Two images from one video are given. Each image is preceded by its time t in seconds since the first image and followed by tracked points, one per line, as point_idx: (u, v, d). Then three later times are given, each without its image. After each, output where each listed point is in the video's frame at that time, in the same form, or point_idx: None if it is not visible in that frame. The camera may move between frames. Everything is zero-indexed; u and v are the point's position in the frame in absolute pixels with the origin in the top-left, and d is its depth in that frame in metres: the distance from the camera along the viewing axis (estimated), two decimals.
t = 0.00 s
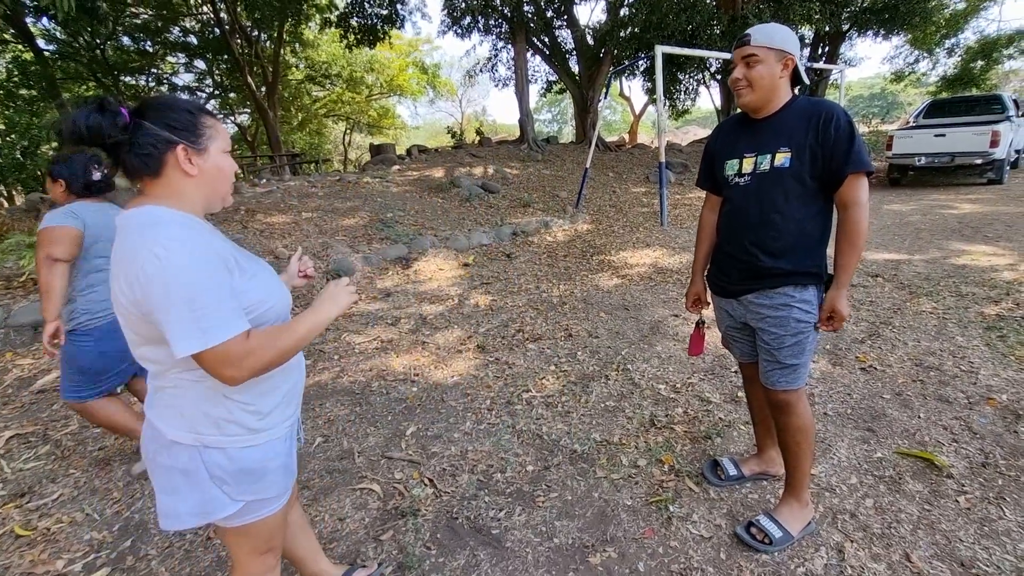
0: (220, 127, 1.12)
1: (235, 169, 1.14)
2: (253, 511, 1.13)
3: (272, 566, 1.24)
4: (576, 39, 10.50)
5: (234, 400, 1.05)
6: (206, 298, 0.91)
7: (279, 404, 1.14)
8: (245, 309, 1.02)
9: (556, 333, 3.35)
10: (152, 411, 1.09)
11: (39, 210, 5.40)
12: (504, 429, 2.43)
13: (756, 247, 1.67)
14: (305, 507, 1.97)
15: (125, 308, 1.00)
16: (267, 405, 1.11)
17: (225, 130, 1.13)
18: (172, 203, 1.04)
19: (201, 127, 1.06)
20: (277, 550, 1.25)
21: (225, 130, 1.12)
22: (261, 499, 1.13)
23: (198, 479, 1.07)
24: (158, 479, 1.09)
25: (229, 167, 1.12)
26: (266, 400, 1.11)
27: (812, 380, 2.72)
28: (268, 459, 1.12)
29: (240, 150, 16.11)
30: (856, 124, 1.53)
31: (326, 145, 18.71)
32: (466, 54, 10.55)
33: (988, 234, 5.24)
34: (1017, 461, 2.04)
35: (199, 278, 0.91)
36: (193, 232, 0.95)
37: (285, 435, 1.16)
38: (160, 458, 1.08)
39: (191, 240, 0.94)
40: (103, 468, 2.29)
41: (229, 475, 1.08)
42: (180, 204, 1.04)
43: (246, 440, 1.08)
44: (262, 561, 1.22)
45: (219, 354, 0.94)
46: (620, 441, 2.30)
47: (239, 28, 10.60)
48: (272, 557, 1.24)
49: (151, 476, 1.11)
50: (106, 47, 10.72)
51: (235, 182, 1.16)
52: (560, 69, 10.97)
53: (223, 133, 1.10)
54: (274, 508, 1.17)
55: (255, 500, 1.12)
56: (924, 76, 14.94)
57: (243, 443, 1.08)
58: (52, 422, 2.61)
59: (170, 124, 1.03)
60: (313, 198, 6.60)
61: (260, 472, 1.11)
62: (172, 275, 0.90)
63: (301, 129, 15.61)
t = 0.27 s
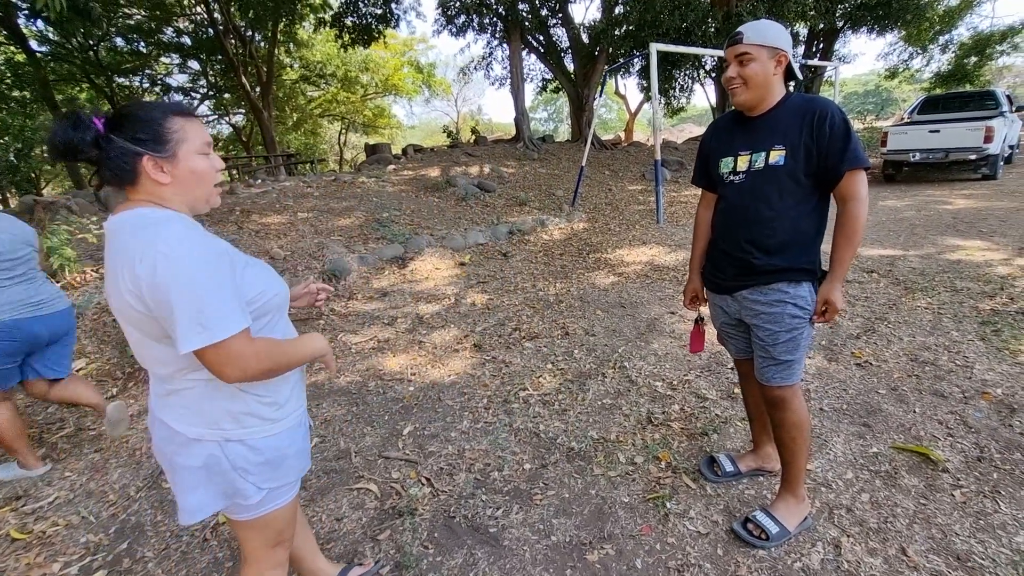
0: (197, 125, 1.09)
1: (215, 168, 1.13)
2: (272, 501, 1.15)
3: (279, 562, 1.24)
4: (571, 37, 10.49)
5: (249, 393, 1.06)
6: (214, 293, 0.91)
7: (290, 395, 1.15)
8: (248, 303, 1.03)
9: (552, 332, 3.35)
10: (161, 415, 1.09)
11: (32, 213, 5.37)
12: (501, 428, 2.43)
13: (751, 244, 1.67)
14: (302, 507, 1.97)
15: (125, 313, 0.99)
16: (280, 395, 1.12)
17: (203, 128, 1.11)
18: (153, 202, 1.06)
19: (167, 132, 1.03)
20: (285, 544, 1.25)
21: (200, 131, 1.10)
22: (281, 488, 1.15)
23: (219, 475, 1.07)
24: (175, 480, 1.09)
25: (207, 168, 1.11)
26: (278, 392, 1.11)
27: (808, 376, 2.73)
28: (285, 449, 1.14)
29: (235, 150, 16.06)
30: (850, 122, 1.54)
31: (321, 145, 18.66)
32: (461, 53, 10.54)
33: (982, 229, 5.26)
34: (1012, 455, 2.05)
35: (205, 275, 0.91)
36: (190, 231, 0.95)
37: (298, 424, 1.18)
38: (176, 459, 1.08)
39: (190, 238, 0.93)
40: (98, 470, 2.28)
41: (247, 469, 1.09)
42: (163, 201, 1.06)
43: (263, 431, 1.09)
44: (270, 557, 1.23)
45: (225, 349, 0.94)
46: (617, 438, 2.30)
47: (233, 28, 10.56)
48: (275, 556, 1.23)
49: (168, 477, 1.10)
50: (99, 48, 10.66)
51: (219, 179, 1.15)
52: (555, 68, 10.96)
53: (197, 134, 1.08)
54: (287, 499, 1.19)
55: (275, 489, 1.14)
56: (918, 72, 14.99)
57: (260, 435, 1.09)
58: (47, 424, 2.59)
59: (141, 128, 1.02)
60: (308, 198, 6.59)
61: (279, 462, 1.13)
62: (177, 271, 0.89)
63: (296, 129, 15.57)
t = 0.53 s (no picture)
0: (167, 126, 1.04)
1: (189, 172, 1.08)
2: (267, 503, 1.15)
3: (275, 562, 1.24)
4: (567, 36, 10.49)
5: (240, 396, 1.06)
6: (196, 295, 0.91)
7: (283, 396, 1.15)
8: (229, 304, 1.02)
9: (549, 331, 3.36)
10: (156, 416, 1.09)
11: (26, 213, 5.33)
12: (497, 427, 2.43)
13: (747, 243, 1.68)
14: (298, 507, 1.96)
15: (111, 320, 0.99)
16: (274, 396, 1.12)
17: (175, 129, 1.06)
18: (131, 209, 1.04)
19: (124, 138, 0.99)
20: (280, 545, 1.25)
21: (171, 135, 1.05)
22: (277, 490, 1.15)
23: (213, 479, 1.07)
24: (171, 481, 1.10)
25: (177, 172, 1.05)
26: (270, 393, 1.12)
27: (803, 374, 2.74)
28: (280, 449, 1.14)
29: (231, 150, 16.01)
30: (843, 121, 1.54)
31: (317, 145, 18.60)
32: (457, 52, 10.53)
33: (976, 227, 5.29)
34: (1005, 451, 2.06)
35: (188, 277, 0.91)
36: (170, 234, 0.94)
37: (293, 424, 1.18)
38: (170, 461, 1.09)
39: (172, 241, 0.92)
40: (93, 472, 2.27)
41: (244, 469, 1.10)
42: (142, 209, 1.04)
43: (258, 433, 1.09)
44: (263, 559, 1.22)
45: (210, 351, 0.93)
46: (614, 437, 2.31)
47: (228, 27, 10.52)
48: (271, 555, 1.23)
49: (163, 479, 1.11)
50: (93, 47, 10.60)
51: (198, 183, 1.10)
52: (551, 67, 10.96)
53: (162, 136, 1.03)
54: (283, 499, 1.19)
55: (271, 490, 1.14)
56: (913, 71, 15.06)
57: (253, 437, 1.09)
58: (41, 426, 2.58)
59: (103, 134, 0.99)
60: (304, 197, 6.57)
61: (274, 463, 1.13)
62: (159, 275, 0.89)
63: (292, 128, 15.53)
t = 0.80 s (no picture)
0: (171, 119, 1.03)
1: (189, 167, 1.06)
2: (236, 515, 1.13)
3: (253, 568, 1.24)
4: (562, 35, 10.49)
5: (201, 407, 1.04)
6: (129, 302, 0.87)
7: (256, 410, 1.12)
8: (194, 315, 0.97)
9: (544, 330, 3.36)
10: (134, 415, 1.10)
11: (17, 212, 5.28)
12: (493, 425, 2.43)
13: (743, 243, 1.68)
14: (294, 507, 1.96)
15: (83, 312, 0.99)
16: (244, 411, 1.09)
17: (178, 123, 1.05)
18: (129, 200, 1.03)
19: (123, 130, 0.98)
20: (256, 555, 1.25)
21: (172, 130, 1.03)
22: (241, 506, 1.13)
23: (175, 486, 1.07)
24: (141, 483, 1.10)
25: (177, 167, 1.04)
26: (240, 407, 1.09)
27: (797, 372, 2.75)
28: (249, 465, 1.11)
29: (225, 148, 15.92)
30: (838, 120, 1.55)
31: (312, 143, 18.53)
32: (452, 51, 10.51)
33: (968, 226, 5.33)
34: (996, 448, 2.08)
35: (123, 282, 0.87)
36: (137, 234, 0.92)
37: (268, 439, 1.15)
38: (142, 463, 1.09)
39: (132, 243, 0.90)
40: (86, 472, 2.25)
41: (205, 482, 1.08)
42: (140, 200, 1.03)
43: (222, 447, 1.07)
44: (242, 566, 1.23)
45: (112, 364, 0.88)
46: (609, 435, 2.32)
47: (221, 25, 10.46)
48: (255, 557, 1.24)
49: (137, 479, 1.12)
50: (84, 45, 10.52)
51: (199, 179, 1.09)
52: (546, 66, 10.96)
53: (165, 129, 1.02)
54: (261, 506, 1.18)
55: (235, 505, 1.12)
56: (905, 71, 15.16)
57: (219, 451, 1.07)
58: (33, 426, 2.56)
59: (103, 122, 0.98)
60: (299, 196, 6.55)
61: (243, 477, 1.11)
62: (97, 277, 0.86)
63: (286, 127, 15.46)
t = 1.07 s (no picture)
0: (177, 125, 1.02)
1: (184, 175, 1.03)
2: (214, 514, 1.13)
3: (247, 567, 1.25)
4: (559, 34, 10.49)
5: (177, 406, 1.04)
6: (85, 298, 0.87)
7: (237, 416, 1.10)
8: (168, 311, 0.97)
9: (541, 329, 3.36)
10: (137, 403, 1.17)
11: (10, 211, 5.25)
12: (491, 424, 2.43)
13: (740, 241, 1.69)
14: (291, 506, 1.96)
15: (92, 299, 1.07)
16: (222, 414, 1.08)
17: (186, 130, 1.03)
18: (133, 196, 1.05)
19: (129, 128, 0.99)
20: (247, 556, 1.25)
21: (179, 135, 1.02)
22: (214, 509, 1.12)
23: (156, 478, 1.10)
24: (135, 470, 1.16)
25: (170, 172, 1.02)
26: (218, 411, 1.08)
27: (793, 370, 2.77)
28: (224, 469, 1.10)
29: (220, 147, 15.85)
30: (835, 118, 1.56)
31: (308, 141, 18.49)
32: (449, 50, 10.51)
33: (962, 225, 5.37)
34: (990, 445, 2.10)
35: (86, 276, 0.88)
36: (119, 231, 0.93)
37: (248, 445, 1.13)
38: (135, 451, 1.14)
39: (110, 240, 0.91)
40: (81, 472, 2.24)
41: (181, 478, 1.09)
42: (139, 198, 1.04)
43: (196, 447, 1.07)
44: (230, 568, 1.23)
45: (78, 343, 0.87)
46: (607, 433, 2.32)
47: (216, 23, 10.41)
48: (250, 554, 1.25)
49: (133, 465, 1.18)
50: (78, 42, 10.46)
51: (195, 189, 1.05)
52: (543, 64, 10.96)
53: (166, 134, 1.00)
54: (250, 508, 1.17)
55: (210, 506, 1.11)
56: (900, 71, 15.24)
57: (195, 451, 1.07)
58: (27, 426, 2.55)
59: (115, 119, 1.00)
60: (295, 195, 6.53)
61: (217, 481, 1.10)
62: (64, 267, 0.88)
63: (282, 125, 15.41)
